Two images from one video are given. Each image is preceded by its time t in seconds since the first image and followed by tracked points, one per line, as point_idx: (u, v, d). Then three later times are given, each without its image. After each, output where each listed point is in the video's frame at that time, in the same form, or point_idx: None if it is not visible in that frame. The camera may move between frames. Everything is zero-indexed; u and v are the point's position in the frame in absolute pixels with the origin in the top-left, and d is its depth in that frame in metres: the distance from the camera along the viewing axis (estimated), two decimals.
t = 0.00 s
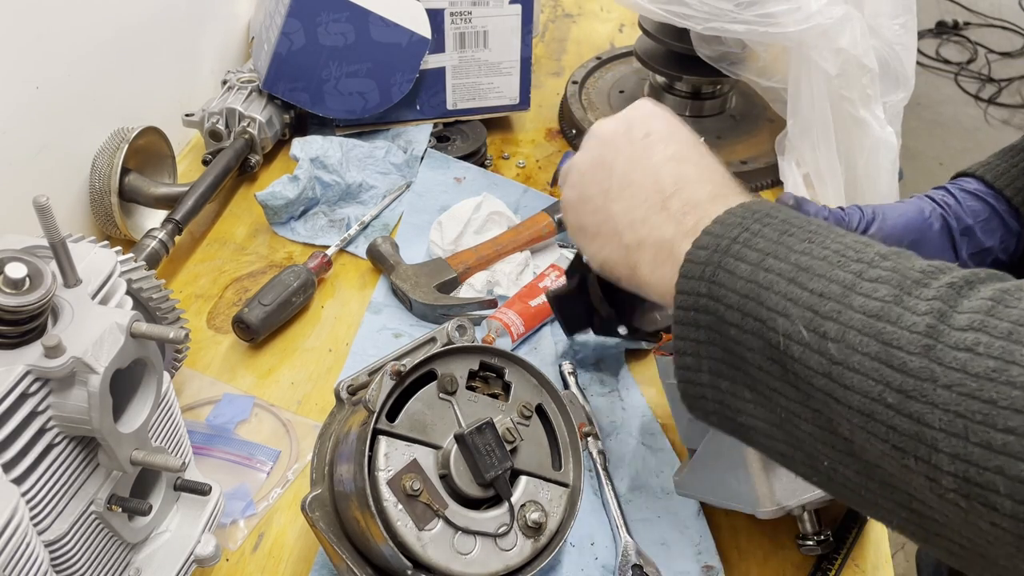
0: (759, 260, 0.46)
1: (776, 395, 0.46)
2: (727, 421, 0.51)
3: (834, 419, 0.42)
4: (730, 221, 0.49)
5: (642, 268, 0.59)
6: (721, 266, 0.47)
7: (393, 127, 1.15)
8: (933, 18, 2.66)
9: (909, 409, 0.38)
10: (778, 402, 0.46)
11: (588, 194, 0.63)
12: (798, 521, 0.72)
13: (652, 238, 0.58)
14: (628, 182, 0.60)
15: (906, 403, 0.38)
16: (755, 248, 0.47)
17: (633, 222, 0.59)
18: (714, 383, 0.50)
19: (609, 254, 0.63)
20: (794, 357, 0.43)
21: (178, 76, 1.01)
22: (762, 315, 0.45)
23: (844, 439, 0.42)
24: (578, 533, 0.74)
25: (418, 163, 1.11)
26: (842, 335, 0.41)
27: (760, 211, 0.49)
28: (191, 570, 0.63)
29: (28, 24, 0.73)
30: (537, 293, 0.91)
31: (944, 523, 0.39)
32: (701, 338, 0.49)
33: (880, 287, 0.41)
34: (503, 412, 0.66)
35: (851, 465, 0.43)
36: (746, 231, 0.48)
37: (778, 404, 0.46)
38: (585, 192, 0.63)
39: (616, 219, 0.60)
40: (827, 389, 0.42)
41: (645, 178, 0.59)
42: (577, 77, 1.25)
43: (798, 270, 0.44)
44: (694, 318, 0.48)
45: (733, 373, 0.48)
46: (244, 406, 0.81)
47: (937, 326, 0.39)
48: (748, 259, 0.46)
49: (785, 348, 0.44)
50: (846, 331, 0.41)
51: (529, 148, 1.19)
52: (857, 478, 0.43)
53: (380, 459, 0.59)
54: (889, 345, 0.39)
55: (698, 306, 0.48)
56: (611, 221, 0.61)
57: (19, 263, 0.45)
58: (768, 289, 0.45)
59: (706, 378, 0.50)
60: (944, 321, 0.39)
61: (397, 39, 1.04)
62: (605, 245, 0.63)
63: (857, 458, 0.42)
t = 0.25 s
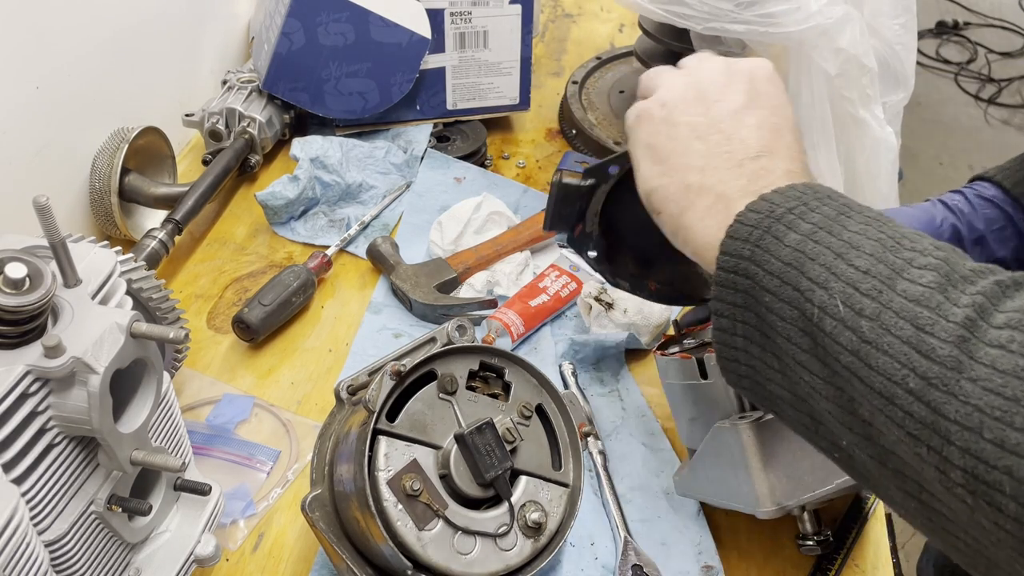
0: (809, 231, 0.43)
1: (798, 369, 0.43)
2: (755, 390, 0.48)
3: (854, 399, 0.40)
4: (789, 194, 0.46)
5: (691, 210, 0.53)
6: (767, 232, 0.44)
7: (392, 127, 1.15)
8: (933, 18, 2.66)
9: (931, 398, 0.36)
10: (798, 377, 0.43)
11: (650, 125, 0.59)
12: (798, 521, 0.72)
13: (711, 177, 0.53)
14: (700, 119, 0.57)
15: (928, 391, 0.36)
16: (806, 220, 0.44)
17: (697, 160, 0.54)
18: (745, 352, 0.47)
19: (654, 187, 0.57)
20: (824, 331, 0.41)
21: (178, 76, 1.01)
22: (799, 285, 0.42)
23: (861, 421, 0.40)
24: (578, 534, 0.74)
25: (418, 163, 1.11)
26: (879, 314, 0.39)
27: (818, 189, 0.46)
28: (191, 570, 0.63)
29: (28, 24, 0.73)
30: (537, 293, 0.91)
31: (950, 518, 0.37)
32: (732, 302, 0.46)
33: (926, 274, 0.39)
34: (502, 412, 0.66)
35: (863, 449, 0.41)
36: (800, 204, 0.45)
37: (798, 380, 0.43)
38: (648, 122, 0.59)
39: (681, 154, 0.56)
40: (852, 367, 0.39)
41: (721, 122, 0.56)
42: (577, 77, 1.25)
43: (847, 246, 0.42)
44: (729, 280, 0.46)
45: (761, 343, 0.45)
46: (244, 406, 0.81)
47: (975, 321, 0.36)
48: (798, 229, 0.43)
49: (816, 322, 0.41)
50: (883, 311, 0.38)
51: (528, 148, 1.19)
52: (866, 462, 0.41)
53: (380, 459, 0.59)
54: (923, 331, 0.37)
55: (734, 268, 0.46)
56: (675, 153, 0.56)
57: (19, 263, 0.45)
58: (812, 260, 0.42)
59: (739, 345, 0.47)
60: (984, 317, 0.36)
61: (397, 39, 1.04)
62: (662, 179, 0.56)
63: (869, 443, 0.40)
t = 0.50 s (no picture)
0: (842, 237, 0.41)
1: (812, 374, 0.42)
2: (772, 388, 0.48)
3: (867, 411, 0.39)
4: (828, 196, 0.44)
5: (730, 196, 0.53)
6: (800, 232, 0.43)
7: (393, 127, 1.15)
8: (933, 18, 2.65)
9: (939, 422, 0.35)
10: (815, 384, 0.42)
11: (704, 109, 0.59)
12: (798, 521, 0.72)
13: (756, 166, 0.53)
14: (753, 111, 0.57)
15: (938, 415, 0.35)
16: (841, 226, 0.42)
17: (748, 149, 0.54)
18: (763, 349, 0.47)
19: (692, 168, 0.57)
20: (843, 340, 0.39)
21: (178, 76, 1.01)
22: (824, 291, 0.41)
23: (873, 434, 0.39)
24: (578, 534, 0.74)
25: (417, 163, 1.11)
26: (900, 329, 0.37)
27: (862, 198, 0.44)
28: (190, 570, 0.63)
29: (28, 24, 0.73)
30: (537, 293, 0.91)
31: (950, 543, 0.36)
32: (760, 299, 0.45)
33: (955, 295, 0.37)
34: (503, 412, 0.66)
35: (871, 462, 0.40)
36: (840, 208, 0.43)
37: (811, 385, 0.43)
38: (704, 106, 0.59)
39: (734, 142, 0.55)
40: (867, 379, 0.38)
41: (777, 118, 0.56)
42: (577, 77, 1.25)
43: (879, 256, 0.40)
44: (757, 277, 0.45)
45: (779, 343, 0.45)
46: (244, 406, 0.81)
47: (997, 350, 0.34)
48: (832, 233, 0.42)
49: (837, 329, 0.40)
50: (904, 327, 0.37)
51: (529, 148, 1.19)
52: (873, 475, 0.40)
53: (380, 459, 0.58)
54: (942, 352, 0.35)
55: (763, 265, 0.45)
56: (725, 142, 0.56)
57: (19, 263, 0.45)
58: (840, 266, 0.41)
59: (757, 342, 0.47)
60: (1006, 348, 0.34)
61: (397, 39, 1.04)
62: (708, 159, 0.56)
63: (877, 456, 0.39)
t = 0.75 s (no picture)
0: (944, 278, 0.43)
1: (911, 416, 0.44)
2: (862, 419, 0.50)
3: (974, 455, 0.40)
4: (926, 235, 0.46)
5: (824, 225, 0.52)
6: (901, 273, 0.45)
7: (393, 127, 1.15)
8: (933, 18, 2.65)
9: None
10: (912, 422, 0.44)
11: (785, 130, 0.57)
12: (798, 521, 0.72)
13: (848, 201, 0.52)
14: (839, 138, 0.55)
15: None
16: (941, 267, 0.43)
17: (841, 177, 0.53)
18: (854, 383, 0.48)
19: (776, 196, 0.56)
20: (950, 384, 0.41)
21: (178, 76, 1.01)
22: (928, 333, 0.42)
23: (977, 478, 0.40)
24: (578, 534, 0.74)
25: (417, 163, 1.11)
26: (1011, 378, 0.38)
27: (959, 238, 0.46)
28: (190, 570, 0.63)
29: (28, 23, 0.73)
30: (537, 293, 0.91)
31: None
32: (854, 334, 0.47)
33: None
34: (502, 412, 0.66)
35: (971, 504, 0.41)
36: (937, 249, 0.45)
37: (908, 425, 0.44)
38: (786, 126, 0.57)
39: (825, 168, 0.54)
40: (975, 426, 0.39)
41: (868, 144, 0.55)
42: (577, 77, 1.25)
43: (984, 299, 0.41)
44: (852, 313, 0.47)
45: (874, 379, 0.46)
46: (244, 406, 0.81)
47: None
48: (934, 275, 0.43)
49: (942, 372, 0.41)
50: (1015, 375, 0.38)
51: (529, 148, 1.19)
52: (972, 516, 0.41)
53: (380, 459, 0.59)
54: None
55: (860, 302, 0.46)
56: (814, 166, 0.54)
57: (19, 263, 0.45)
58: (944, 309, 0.42)
59: (848, 377, 0.48)
60: None
61: (397, 39, 1.04)
62: (798, 186, 0.54)
63: (978, 498, 0.40)
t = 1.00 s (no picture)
0: None
1: None
2: None
3: None
4: None
5: (965, 269, 0.54)
6: None
7: (392, 127, 1.15)
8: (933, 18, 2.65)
9: None
10: None
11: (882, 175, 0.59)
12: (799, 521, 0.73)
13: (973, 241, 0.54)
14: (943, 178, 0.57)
15: None
16: None
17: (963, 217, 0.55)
18: None
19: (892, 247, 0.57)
20: None
21: (178, 76, 1.01)
22: None
23: None
24: (578, 534, 0.74)
25: (418, 163, 1.11)
26: None
27: None
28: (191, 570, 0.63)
29: (28, 24, 0.73)
30: (537, 293, 0.91)
31: None
32: None
33: None
34: (503, 412, 0.66)
35: None
36: None
37: None
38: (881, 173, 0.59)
39: (942, 211, 0.56)
40: None
41: (976, 176, 0.57)
42: (577, 77, 1.25)
43: None
44: None
45: None
46: (244, 406, 0.81)
47: None
48: None
49: None
50: None
51: (528, 148, 1.19)
52: None
53: (380, 459, 0.58)
54: None
55: None
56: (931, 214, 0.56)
57: (19, 263, 0.45)
58: None
59: None
60: None
61: (397, 39, 1.04)
62: (920, 239, 0.56)
63: None
